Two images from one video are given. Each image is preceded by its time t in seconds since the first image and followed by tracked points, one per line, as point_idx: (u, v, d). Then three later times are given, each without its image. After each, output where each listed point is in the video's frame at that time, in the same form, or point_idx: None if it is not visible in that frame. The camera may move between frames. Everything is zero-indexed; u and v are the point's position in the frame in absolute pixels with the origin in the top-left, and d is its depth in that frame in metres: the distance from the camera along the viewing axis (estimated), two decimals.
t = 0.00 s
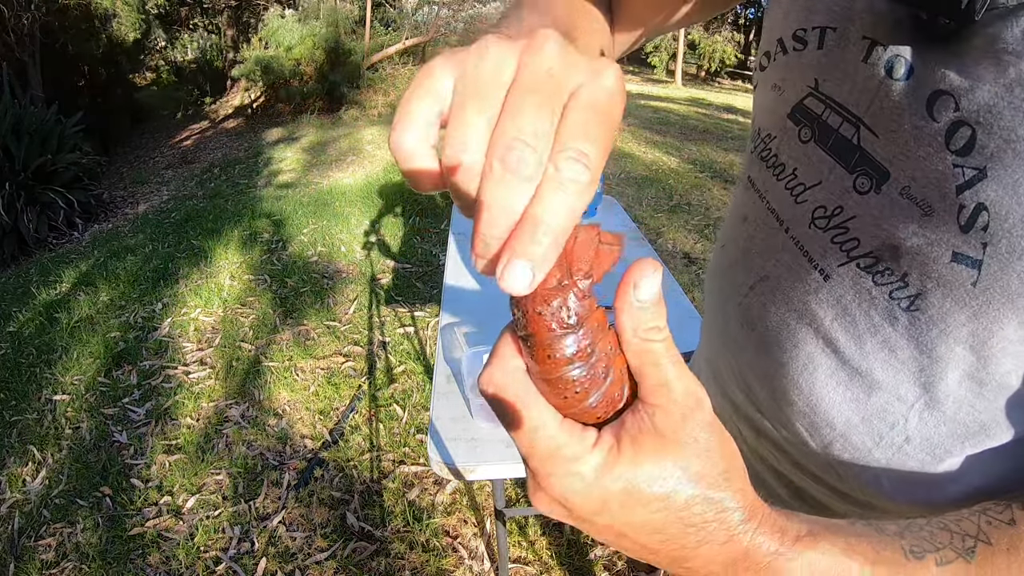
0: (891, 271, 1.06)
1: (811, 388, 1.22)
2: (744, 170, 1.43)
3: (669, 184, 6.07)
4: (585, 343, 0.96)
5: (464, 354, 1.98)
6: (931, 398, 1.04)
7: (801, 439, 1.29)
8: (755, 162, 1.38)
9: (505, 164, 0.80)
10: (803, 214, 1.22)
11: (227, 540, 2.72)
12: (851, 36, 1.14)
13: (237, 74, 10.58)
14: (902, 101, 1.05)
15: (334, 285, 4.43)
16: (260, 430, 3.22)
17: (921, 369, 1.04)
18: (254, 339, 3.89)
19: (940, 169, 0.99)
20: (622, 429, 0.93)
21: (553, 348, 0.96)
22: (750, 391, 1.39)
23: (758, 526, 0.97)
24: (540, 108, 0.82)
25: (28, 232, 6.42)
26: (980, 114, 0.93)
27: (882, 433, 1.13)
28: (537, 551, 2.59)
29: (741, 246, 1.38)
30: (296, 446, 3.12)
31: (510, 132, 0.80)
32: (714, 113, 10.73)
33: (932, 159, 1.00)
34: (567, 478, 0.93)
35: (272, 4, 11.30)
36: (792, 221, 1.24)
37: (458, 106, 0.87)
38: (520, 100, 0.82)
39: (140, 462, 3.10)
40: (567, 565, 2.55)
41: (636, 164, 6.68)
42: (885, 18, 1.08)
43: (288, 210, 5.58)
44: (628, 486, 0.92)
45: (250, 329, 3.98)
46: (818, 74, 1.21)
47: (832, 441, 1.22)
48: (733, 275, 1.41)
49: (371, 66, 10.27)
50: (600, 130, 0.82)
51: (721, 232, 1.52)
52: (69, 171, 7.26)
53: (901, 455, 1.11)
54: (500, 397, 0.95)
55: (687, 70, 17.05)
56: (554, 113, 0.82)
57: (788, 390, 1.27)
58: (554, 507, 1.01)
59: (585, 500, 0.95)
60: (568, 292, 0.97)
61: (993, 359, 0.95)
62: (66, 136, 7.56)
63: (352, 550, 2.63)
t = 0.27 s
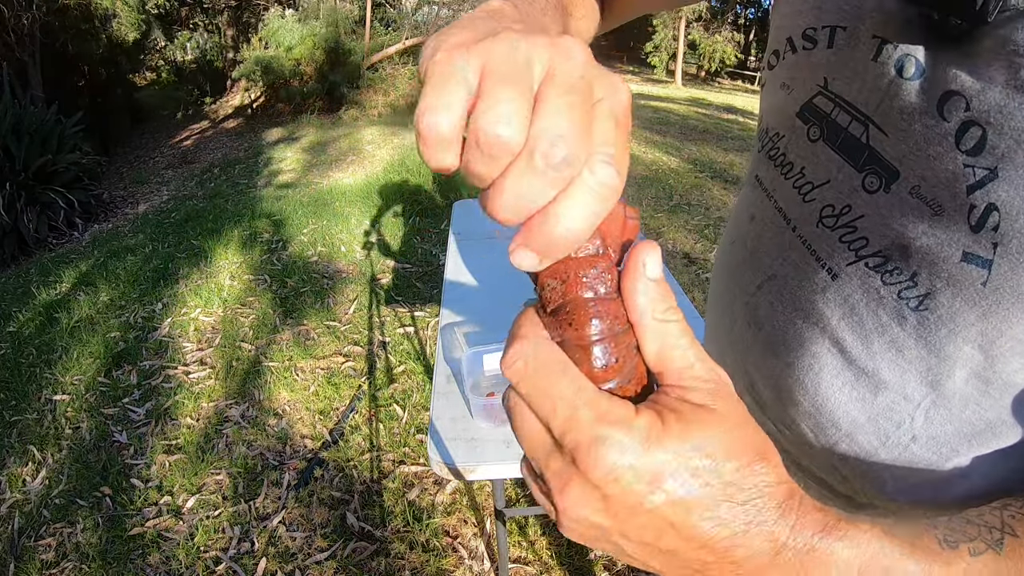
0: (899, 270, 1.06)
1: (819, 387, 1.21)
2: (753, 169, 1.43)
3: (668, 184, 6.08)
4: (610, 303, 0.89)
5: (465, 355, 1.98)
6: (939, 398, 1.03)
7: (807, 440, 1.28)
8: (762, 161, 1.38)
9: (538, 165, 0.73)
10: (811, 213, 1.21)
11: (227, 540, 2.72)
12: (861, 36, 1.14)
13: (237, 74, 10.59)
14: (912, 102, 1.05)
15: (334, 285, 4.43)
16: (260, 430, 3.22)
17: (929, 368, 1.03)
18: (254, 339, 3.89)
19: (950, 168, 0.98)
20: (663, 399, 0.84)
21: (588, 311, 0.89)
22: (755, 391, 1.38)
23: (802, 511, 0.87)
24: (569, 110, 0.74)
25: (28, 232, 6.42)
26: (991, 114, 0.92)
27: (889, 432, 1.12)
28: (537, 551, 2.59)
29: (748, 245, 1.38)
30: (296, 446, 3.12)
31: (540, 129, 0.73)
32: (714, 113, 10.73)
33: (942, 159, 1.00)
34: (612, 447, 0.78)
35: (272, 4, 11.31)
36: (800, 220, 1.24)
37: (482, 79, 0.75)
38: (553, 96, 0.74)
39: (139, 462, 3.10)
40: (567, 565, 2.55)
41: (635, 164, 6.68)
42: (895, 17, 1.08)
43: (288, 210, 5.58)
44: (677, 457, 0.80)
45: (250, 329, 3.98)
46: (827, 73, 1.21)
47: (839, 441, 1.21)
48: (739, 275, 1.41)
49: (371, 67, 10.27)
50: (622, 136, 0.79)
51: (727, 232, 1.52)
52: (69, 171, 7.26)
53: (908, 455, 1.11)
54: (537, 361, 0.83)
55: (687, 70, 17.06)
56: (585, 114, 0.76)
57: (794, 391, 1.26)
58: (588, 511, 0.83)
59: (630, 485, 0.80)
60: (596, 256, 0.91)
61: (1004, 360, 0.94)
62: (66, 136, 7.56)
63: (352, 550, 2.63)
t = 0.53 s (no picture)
0: (903, 269, 1.06)
1: (820, 386, 1.21)
2: (756, 167, 1.43)
3: (668, 184, 6.08)
4: (605, 285, 0.98)
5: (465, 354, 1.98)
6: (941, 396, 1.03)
7: (808, 438, 1.28)
8: (766, 159, 1.38)
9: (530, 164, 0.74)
10: (814, 211, 1.22)
11: (227, 540, 2.72)
12: (866, 34, 1.14)
13: (237, 74, 10.60)
14: (917, 98, 1.05)
15: (334, 285, 4.43)
16: (260, 430, 3.22)
17: (932, 367, 1.03)
18: (254, 339, 3.89)
19: (954, 166, 0.98)
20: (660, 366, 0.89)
21: (587, 292, 0.97)
22: (756, 389, 1.39)
23: (808, 509, 0.85)
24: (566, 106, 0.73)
25: (28, 232, 6.42)
26: (997, 113, 0.92)
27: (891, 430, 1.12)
28: (537, 551, 2.59)
29: (751, 242, 1.38)
30: (296, 446, 3.12)
31: (531, 130, 0.72)
32: (714, 113, 10.72)
33: (947, 158, 0.99)
34: (630, 412, 0.76)
35: (272, 4, 11.31)
36: (803, 218, 1.24)
37: (475, 69, 0.72)
38: (549, 90, 0.72)
39: (140, 462, 3.11)
40: (567, 565, 2.55)
41: (635, 164, 6.68)
42: (900, 16, 1.09)
43: (288, 210, 5.58)
44: (694, 424, 0.79)
45: (250, 329, 3.98)
46: (830, 70, 1.21)
47: (841, 439, 1.21)
48: (741, 273, 1.41)
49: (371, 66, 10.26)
50: (616, 127, 0.79)
51: (729, 229, 1.52)
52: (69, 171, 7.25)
53: (910, 453, 1.11)
54: (544, 342, 0.82)
55: (686, 70, 17.06)
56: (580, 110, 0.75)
57: (796, 389, 1.27)
58: (608, 494, 0.79)
59: (649, 457, 0.77)
60: (589, 243, 1.01)
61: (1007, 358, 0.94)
62: (66, 136, 7.56)
63: (352, 550, 2.63)
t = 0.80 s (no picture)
0: (904, 268, 1.05)
1: (818, 385, 1.21)
2: (757, 165, 1.43)
3: (668, 184, 6.08)
4: (593, 302, 0.99)
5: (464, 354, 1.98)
6: (939, 396, 1.03)
7: (806, 437, 1.28)
8: (766, 157, 1.38)
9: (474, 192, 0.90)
10: (815, 210, 1.22)
11: (227, 540, 2.72)
12: (869, 33, 1.14)
13: (237, 74, 10.61)
14: (919, 97, 1.04)
15: (335, 285, 4.43)
16: (260, 430, 3.22)
17: (931, 367, 1.03)
18: (254, 339, 3.89)
19: (956, 165, 0.98)
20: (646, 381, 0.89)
21: (573, 309, 0.98)
22: (755, 387, 1.38)
23: (805, 535, 0.84)
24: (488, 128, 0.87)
25: (28, 232, 6.42)
26: (999, 113, 0.91)
27: (888, 430, 1.12)
28: (537, 551, 2.59)
29: (752, 241, 1.38)
30: (296, 446, 3.12)
31: (466, 162, 0.88)
32: (714, 113, 10.73)
33: (949, 157, 0.99)
34: (600, 425, 0.77)
35: (272, 4, 11.31)
36: (804, 217, 1.24)
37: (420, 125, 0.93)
38: (473, 123, 0.87)
39: (140, 462, 3.11)
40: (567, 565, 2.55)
41: (635, 164, 6.70)
42: (903, 14, 1.09)
43: (288, 210, 5.59)
44: (673, 443, 0.78)
45: (251, 329, 3.98)
46: (831, 69, 1.22)
47: (838, 439, 1.22)
48: (741, 271, 1.41)
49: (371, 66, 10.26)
50: (554, 125, 0.85)
51: (729, 227, 1.52)
52: (69, 171, 7.25)
53: (909, 453, 1.11)
54: (528, 355, 0.87)
55: (686, 70, 17.09)
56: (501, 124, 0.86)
57: (793, 388, 1.27)
58: (583, 508, 0.79)
59: (623, 473, 0.77)
60: (578, 263, 1.05)
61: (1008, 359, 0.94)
62: (66, 136, 7.56)
63: (352, 550, 2.63)
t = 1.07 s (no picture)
0: (907, 270, 1.05)
1: (820, 387, 1.21)
2: (758, 167, 1.43)
3: (668, 184, 6.09)
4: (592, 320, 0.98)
5: (464, 354, 1.98)
6: (942, 398, 1.03)
7: (807, 440, 1.28)
8: (767, 158, 1.38)
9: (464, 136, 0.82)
10: (817, 212, 1.22)
11: (227, 540, 2.72)
12: (871, 33, 1.14)
13: (237, 74, 10.61)
14: (922, 100, 1.05)
15: (335, 285, 4.43)
16: (260, 430, 3.22)
17: (933, 370, 1.03)
18: (254, 339, 3.89)
19: (960, 167, 0.98)
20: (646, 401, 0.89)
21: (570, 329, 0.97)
22: (756, 389, 1.38)
23: (800, 539, 0.85)
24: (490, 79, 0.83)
25: (28, 232, 6.42)
26: (1002, 115, 0.92)
27: (891, 431, 1.12)
28: (537, 551, 2.59)
29: (753, 242, 1.38)
30: (296, 447, 3.12)
31: (468, 109, 0.82)
32: (715, 113, 10.73)
33: (952, 159, 0.99)
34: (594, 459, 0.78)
35: (273, 4, 11.31)
36: (805, 218, 1.24)
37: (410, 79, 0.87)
38: (480, 73, 0.83)
39: (140, 462, 3.11)
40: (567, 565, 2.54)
41: (635, 164, 6.70)
42: (905, 15, 1.09)
43: (288, 210, 5.59)
44: (670, 471, 0.79)
45: (250, 329, 3.98)
46: (833, 70, 1.22)
47: (840, 440, 1.21)
48: (743, 273, 1.41)
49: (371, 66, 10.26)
50: (567, 86, 0.84)
51: (729, 228, 1.52)
52: (69, 171, 7.25)
53: (911, 455, 1.11)
54: (523, 379, 0.88)
55: (686, 70, 17.10)
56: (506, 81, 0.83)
57: (795, 390, 1.26)
58: (579, 533, 0.82)
59: (620, 499, 0.79)
60: (574, 278, 1.02)
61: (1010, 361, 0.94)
62: (66, 136, 7.56)
63: (352, 550, 2.63)
